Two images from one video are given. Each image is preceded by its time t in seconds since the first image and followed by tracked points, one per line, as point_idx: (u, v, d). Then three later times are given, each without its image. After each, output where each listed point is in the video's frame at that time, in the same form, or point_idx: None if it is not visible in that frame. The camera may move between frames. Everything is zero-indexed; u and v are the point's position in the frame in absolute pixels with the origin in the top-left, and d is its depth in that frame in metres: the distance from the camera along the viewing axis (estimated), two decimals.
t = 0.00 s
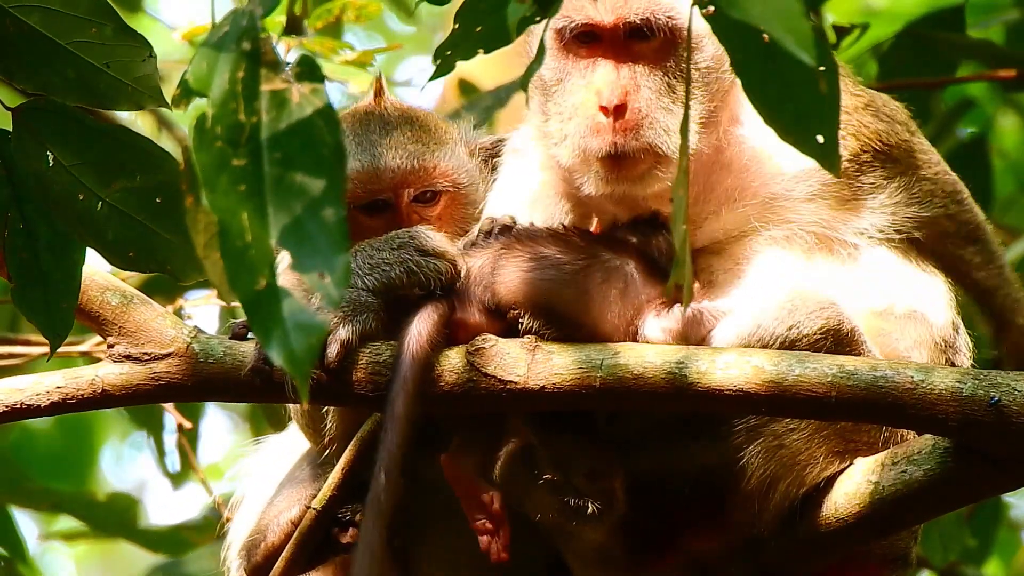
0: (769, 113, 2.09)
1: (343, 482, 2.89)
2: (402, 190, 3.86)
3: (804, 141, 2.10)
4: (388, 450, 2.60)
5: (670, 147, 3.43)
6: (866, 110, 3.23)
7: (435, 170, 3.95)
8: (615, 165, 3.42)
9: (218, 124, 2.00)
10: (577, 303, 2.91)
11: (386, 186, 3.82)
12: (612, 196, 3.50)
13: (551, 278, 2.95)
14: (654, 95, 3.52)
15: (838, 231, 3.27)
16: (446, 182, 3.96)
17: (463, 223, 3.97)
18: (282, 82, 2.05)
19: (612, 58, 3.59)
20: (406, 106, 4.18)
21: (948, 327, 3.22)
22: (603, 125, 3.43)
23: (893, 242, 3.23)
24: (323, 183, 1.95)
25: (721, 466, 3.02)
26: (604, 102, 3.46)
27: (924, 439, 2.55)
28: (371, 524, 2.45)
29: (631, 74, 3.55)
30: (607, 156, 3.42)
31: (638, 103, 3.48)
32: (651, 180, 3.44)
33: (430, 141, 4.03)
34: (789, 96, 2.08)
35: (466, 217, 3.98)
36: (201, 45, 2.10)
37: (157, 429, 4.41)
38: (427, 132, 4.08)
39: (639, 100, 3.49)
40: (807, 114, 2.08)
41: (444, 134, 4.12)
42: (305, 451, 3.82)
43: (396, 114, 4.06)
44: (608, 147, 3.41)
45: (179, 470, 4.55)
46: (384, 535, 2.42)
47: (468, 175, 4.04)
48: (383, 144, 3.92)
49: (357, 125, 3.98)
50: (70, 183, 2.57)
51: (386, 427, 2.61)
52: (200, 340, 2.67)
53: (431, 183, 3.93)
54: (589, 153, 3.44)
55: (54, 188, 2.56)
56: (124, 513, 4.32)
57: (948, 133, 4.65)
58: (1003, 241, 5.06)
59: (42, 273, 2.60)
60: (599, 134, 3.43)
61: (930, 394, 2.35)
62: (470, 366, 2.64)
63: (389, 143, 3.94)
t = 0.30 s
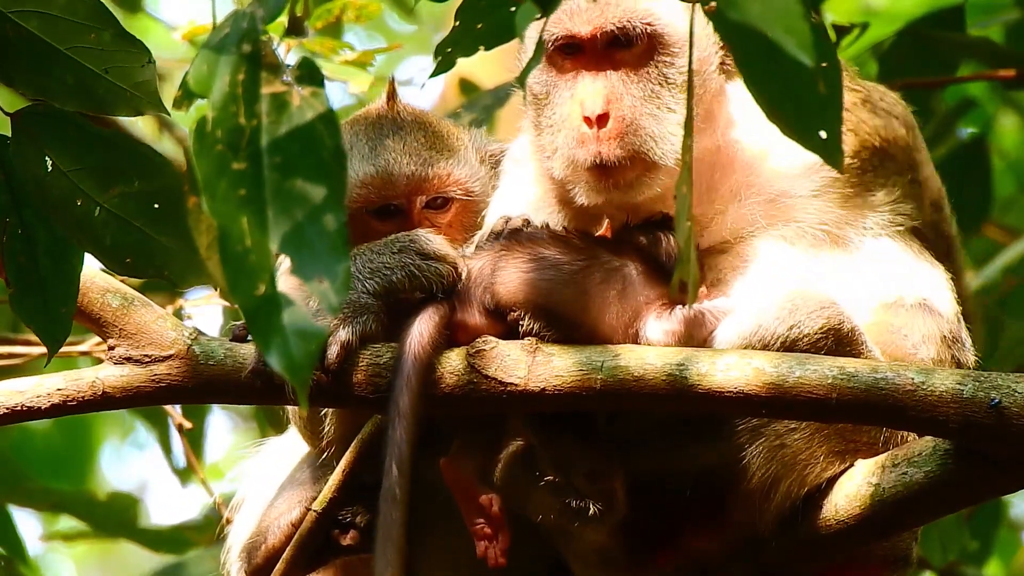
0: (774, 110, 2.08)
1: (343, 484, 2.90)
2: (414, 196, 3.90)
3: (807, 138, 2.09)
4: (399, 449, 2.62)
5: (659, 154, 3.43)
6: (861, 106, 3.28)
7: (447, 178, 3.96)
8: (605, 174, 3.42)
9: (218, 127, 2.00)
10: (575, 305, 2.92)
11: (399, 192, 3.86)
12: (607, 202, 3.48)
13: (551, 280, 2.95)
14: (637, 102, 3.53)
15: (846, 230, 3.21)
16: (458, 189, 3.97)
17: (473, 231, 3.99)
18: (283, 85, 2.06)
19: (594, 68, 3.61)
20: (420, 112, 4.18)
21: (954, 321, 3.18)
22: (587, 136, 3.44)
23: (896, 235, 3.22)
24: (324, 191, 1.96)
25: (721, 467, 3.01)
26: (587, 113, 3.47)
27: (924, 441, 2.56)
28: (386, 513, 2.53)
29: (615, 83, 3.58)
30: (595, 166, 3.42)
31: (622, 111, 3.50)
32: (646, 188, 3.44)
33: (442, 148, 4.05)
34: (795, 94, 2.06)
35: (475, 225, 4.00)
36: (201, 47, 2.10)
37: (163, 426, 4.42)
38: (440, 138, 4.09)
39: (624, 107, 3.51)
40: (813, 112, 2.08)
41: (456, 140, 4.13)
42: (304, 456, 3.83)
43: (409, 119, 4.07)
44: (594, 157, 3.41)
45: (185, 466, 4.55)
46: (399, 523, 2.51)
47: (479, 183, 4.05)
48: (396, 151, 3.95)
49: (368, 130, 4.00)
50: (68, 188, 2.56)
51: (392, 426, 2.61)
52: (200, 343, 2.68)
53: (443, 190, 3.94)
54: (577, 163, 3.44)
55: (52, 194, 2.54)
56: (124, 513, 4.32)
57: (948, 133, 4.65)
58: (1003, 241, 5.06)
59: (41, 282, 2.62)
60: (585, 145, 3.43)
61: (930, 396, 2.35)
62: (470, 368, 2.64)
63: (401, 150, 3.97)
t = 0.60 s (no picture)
0: (770, 111, 2.10)
1: (343, 486, 2.90)
2: (419, 196, 3.91)
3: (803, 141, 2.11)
4: (394, 449, 2.59)
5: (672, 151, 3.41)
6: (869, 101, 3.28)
7: (453, 179, 3.97)
8: (621, 174, 3.41)
9: (216, 125, 2.00)
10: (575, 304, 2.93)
11: (404, 192, 3.88)
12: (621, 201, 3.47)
13: (549, 281, 2.95)
14: (648, 101, 3.51)
15: (859, 229, 3.20)
16: (463, 192, 3.98)
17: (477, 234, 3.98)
18: (282, 83, 2.05)
19: (604, 70, 3.60)
20: (430, 115, 4.21)
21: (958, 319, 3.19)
22: (604, 136, 3.43)
23: (903, 233, 3.21)
24: (323, 187, 1.95)
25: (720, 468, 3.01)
26: (601, 113, 3.46)
27: (925, 443, 2.56)
28: (376, 511, 2.51)
29: (624, 84, 3.54)
30: (610, 165, 3.40)
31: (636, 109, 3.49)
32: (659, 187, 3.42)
33: (449, 150, 4.07)
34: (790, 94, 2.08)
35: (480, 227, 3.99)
36: (200, 46, 2.09)
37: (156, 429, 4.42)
38: (447, 140, 4.10)
39: (638, 106, 3.49)
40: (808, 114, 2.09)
41: (462, 144, 4.15)
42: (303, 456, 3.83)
43: (418, 120, 4.11)
44: (609, 157, 3.40)
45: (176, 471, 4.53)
46: (389, 522, 2.49)
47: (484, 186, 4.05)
48: (404, 150, 3.97)
49: (376, 128, 4.03)
50: (70, 186, 2.57)
51: (389, 426, 2.60)
52: (200, 344, 2.68)
53: (448, 192, 3.95)
54: (592, 164, 3.44)
55: (53, 189, 2.55)
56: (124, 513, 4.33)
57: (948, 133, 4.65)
58: (1003, 241, 5.06)
59: (42, 283, 2.59)
60: (602, 144, 3.42)
61: (930, 398, 2.35)
62: (470, 370, 2.64)
63: (410, 149, 3.99)
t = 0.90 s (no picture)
0: (762, 112, 2.11)
1: (343, 485, 2.90)
2: (424, 196, 3.91)
3: (794, 141, 2.11)
4: (395, 449, 2.60)
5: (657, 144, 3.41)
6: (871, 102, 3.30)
7: (458, 180, 3.95)
8: (610, 168, 3.40)
9: (218, 117, 2.01)
10: (575, 305, 2.92)
11: (409, 191, 3.89)
12: (618, 197, 3.46)
13: (550, 280, 2.94)
14: (634, 94, 3.52)
15: (861, 231, 3.21)
16: (468, 193, 3.97)
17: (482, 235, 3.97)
18: (283, 76, 2.05)
19: (591, 65, 3.63)
20: (435, 116, 4.21)
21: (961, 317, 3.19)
22: (586, 129, 3.44)
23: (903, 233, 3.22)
24: (322, 172, 1.96)
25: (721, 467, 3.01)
26: (586, 108, 3.49)
27: (925, 442, 2.56)
28: (382, 512, 2.53)
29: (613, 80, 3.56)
30: (599, 158, 3.40)
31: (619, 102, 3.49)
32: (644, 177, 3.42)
33: (455, 150, 4.06)
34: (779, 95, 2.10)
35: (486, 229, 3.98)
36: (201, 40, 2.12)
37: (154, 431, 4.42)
38: (452, 142, 4.10)
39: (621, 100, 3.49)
40: (801, 113, 2.10)
41: (467, 145, 4.14)
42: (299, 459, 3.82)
43: (424, 120, 4.11)
44: (594, 151, 3.40)
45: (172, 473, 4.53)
46: (396, 523, 2.51)
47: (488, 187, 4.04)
48: (409, 150, 3.98)
49: (381, 127, 4.05)
50: (68, 186, 2.56)
51: (390, 427, 2.60)
52: (200, 344, 2.68)
53: (453, 193, 3.93)
54: (580, 159, 3.44)
55: (50, 194, 2.55)
56: (124, 513, 4.32)
57: (948, 133, 4.65)
58: (1004, 241, 5.07)
59: (40, 281, 2.59)
60: (586, 138, 3.43)
61: (930, 397, 2.35)
62: (470, 369, 2.64)
63: (415, 150, 3.99)
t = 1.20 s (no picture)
0: (761, 111, 2.12)
1: (343, 483, 2.91)
2: (432, 198, 3.89)
3: (795, 142, 2.11)
4: (396, 449, 2.59)
5: (641, 137, 3.43)
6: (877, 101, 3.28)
7: (466, 183, 3.94)
8: (601, 166, 3.43)
9: (215, 114, 2.00)
10: (578, 307, 2.92)
11: (418, 192, 3.89)
12: (612, 192, 3.47)
13: (551, 280, 2.94)
14: (615, 90, 3.53)
15: (865, 228, 3.21)
16: (476, 196, 3.96)
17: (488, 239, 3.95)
18: (280, 72, 2.05)
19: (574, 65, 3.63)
20: (446, 117, 4.23)
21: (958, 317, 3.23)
22: (574, 127, 3.48)
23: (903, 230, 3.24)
24: (321, 170, 1.97)
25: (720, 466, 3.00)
26: (568, 106, 3.53)
27: (924, 440, 2.56)
28: (382, 513, 2.53)
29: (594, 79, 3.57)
30: (590, 157, 3.44)
31: (598, 98, 3.52)
32: (635, 172, 3.44)
33: (464, 152, 4.06)
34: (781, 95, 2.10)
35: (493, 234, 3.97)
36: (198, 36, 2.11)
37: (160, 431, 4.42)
38: (461, 143, 4.10)
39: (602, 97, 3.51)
40: (801, 113, 2.10)
41: (476, 147, 4.13)
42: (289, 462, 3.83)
43: (433, 121, 4.13)
44: (575, 148, 3.45)
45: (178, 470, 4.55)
46: (396, 525, 2.52)
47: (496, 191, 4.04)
48: (419, 150, 3.98)
49: (390, 125, 4.08)
50: (66, 185, 2.56)
51: (390, 428, 2.60)
52: (200, 342, 2.68)
53: (461, 196, 3.92)
54: (566, 158, 3.48)
55: (48, 195, 2.55)
56: (124, 513, 4.32)
57: (948, 132, 4.65)
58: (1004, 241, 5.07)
59: (39, 282, 2.58)
60: (575, 137, 3.46)
61: (929, 395, 2.35)
62: (470, 367, 2.65)
63: (425, 150, 4.00)
